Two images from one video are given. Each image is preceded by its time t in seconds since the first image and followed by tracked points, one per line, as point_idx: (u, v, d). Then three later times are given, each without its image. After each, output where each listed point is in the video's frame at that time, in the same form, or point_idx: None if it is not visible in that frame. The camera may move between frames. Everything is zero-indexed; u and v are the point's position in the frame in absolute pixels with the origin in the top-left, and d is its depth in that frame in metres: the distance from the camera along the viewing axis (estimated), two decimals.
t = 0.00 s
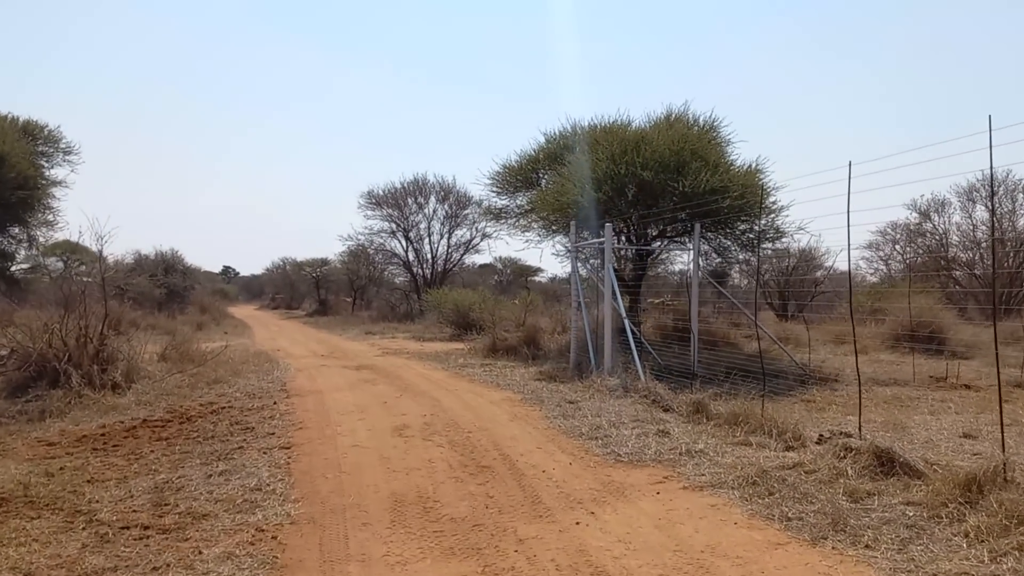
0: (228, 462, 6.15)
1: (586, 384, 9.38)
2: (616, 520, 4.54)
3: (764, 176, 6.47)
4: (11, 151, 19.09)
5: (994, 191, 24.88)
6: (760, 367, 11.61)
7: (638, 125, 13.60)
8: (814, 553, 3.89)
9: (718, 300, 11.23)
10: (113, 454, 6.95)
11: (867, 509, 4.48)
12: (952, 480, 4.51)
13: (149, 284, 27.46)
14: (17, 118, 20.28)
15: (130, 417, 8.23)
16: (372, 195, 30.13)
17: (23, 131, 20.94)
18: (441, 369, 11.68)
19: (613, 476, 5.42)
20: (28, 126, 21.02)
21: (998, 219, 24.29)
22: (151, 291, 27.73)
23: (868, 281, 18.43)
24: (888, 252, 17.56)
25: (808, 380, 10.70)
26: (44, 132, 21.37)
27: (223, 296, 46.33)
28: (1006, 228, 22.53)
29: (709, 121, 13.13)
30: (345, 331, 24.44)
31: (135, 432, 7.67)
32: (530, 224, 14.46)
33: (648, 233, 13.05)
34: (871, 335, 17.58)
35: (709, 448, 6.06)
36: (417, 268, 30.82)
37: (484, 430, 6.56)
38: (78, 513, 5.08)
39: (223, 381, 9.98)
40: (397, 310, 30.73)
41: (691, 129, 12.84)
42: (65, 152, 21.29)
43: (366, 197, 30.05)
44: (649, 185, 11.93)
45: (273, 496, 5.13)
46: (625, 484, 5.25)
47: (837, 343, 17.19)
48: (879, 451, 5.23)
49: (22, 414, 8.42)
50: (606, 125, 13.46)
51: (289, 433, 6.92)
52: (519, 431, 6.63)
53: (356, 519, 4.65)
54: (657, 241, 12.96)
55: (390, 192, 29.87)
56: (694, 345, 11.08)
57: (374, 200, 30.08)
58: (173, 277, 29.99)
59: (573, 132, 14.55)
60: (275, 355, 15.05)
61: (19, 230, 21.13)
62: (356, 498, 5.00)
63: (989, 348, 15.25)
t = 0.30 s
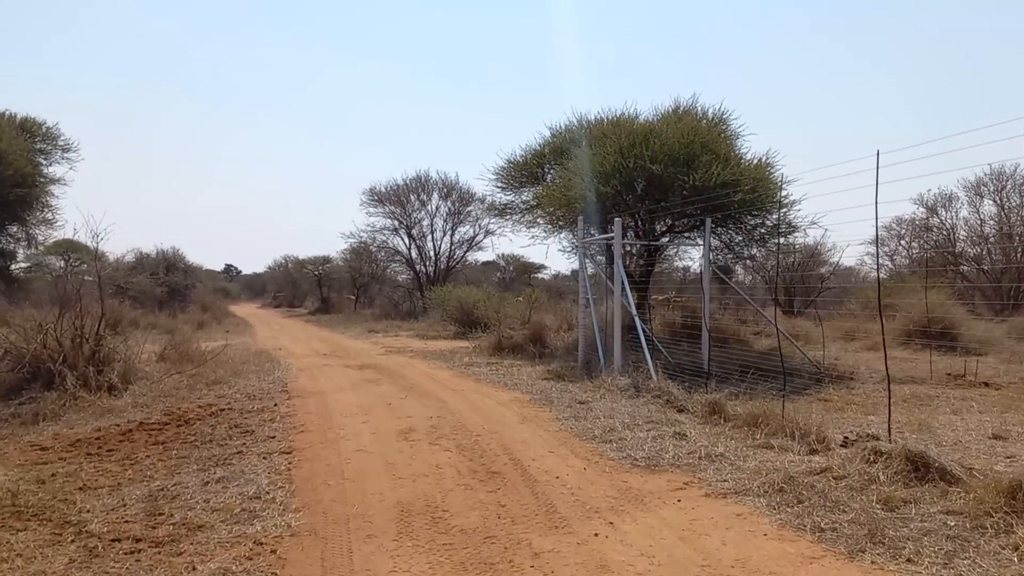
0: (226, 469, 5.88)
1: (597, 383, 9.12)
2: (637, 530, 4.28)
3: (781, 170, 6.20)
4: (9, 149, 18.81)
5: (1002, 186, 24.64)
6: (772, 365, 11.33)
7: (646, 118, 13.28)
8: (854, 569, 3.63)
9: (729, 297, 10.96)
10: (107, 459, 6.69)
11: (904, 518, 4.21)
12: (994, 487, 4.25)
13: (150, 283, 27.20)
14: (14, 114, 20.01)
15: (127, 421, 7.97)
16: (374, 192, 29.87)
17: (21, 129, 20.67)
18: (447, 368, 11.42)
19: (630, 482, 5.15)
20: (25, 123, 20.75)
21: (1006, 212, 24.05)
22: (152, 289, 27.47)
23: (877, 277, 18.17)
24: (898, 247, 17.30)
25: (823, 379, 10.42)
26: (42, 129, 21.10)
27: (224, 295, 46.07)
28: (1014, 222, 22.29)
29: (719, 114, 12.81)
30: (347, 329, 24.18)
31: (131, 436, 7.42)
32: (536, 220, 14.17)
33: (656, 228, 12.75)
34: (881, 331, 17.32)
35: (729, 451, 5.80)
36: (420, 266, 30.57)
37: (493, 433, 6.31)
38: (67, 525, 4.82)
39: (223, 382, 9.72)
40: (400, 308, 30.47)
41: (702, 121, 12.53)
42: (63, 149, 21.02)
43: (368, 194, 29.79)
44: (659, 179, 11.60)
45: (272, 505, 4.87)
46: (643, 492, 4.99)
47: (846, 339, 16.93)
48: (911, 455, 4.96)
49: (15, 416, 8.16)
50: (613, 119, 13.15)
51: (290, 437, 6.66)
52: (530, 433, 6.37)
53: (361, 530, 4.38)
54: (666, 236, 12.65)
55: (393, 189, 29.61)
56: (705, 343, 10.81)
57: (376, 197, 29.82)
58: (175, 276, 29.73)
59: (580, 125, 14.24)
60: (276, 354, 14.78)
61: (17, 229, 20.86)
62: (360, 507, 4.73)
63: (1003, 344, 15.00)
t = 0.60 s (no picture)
0: (218, 478, 5.60)
1: (603, 385, 8.84)
2: (657, 545, 3.99)
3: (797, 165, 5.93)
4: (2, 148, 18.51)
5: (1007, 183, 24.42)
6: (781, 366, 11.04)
7: (650, 114, 12.98)
8: None
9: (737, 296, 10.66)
10: (94, 467, 6.40)
11: (942, 532, 3.94)
12: None
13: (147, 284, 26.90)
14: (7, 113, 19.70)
15: (117, 426, 7.68)
16: (372, 191, 29.59)
17: (14, 127, 20.36)
18: (448, 370, 11.14)
19: (646, 492, 4.87)
20: (18, 122, 20.44)
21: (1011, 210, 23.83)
22: (148, 290, 27.17)
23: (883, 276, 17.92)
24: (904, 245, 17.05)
25: (835, 379, 10.16)
26: (35, 128, 20.79)
27: (222, 295, 45.77)
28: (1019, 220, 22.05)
29: (726, 109, 12.51)
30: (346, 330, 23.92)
31: (120, 442, 7.13)
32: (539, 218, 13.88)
33: (662, 226, 12.45)
34: (887, 330, 17.06)
35: (747, 458, 5.52)
36: (420, 266, 30.29)
37: (498, 439, 6.03)
38: (48, 540, 4.53)
39: (217, 385, 9.44)
40: (399, 309, 30.20)
41: (708, 117, 12.23)
42: (56, 148, 20.71)
43: (367, 193, 29.52)
44: (664, 176, 11.31)
45: (266, 518, 4.58)
46: (659, 502, 4.70)
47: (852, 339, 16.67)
48: (943, 463, 4.69)
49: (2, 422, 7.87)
50: (618, 114, 12.85)
51: (286, 444, 6.38)
52: (537, 440, 6.09)
53: (361, 546, 4.09)
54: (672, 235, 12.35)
55: (391, 188, 29.33)
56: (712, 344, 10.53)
57: (375, 197, 29.54)
58: (172, 276, 29.44)
59: (583, 122, 13.94)
60: (274, 355, 14.49)
61: (11, 229, 20.54)
62: (359, 520, 4.44)
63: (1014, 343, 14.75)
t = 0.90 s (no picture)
0: (210, 487, 5.30)
1: (611, 386, 8.56)
2: (680, 561, 3.71)
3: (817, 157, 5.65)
4: None
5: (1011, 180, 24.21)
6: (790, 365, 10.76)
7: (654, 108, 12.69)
8: None
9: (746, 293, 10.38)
10: (81, 474, 6.10)
11: (987, 546, 3.66)
12: None
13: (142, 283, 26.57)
14: None
15: (105, 430, 7.39)
16: (370, 188, 29.29)
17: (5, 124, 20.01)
18: (449, 370, 10.86)
19: (664, 501, 4.58)
20: (10, 118, 20.09)
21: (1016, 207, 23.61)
22: (143, 289, 26.87)
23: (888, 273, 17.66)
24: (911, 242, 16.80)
25: (845, 379, 9.87)
26: (27, 124, 20.44)
27: (218, 294, 45.44)
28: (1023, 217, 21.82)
29: (733, 102, 12.20)
30: (344, 329, 23.65)
31: (109, 448, 6.83)
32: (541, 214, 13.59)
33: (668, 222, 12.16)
34: (893, 328, 16.80)
35: (768, 464, 5.24)
36: (418, 264, 30.00)
37: (505, 444, 5.74)
38: (26, 555, 4.23)
39: (211, 387, 9.14)
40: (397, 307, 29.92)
41: (714, 110, 11.93)
42: (49, 144, 20.38)
43: (365, 191, 29.22)
44: (671, 171, 11.02)
45: (260, 531, 4.29)
46: (679, 512, 4.41)
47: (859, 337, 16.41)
48: (980, 470, 4.41)
49: None
50: (622, 108, 12.56)
51: (282, 450, 6.09)
52: (546, 445, 5.81)
53: (361, 562, 3.81)
54: (678, 231, 12.05)
55: (390, 185, 29.03)
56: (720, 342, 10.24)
57: (373, 194, 29.25)
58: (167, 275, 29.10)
59: (585, 117, 13.65)
60: (270, 355, 14.20)
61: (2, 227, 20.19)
62: (360, 533, 4.16)
63: None
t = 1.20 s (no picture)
0: (200, 497, 5.03)
1: (616, 388, 8.31)
2: None
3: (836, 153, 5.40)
4: None
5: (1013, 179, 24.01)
6: (798, 365, 10.50)
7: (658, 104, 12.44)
8: None
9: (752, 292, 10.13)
10: (65, 481, 5.83)
11: None
12: None
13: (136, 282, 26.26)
14: None
15: (93, 434, 7.11)
16: (366, 186, 29.00)
17: None
18: (448, 371, 10.60)
19: (681, 514, 4.31)
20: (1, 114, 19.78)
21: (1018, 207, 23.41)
22: (137, 287, 26.58)
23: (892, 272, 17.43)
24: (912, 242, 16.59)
25: (855, 380, 9.63)
26: (19, 120, 20.12)
27: (213, 293, 45.12)
28: None
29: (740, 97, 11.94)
30: (341, 328, 23.39)
31: (96, 453, 6.56)
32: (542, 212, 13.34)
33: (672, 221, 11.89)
34: (898, 328, 16.56)
35: (788, 473, 4.98)
36: (415, 262, 29.72)
37: (509, 452, 5.48)
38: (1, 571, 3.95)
39: (203, 389, 8.87)
40: (394, 306, 29.67)
41: (719, 106, 11.68)
42: (41, 141, 20.09)
43: (361, 189, 28.93)
44: (677, 167, 10.75)
45: (252, 546, 4.02)
46: (698, 526, 4.14)
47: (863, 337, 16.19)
48: (1018, 482, 4.15)
49: None
50: (626, 104, 12.30)
51: (276, 457, 5.82)
52: (553, 452, 5.54)
53: None
54: (682, 229, 11.78)
55: (386, 183, 28.76)
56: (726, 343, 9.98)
57: (369, 192, 28.96)
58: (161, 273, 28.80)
59: (587, 113, 13.40)
60: (265, 355, 13.94)
61: None
62: (358, 549, 3.89)
63: None
